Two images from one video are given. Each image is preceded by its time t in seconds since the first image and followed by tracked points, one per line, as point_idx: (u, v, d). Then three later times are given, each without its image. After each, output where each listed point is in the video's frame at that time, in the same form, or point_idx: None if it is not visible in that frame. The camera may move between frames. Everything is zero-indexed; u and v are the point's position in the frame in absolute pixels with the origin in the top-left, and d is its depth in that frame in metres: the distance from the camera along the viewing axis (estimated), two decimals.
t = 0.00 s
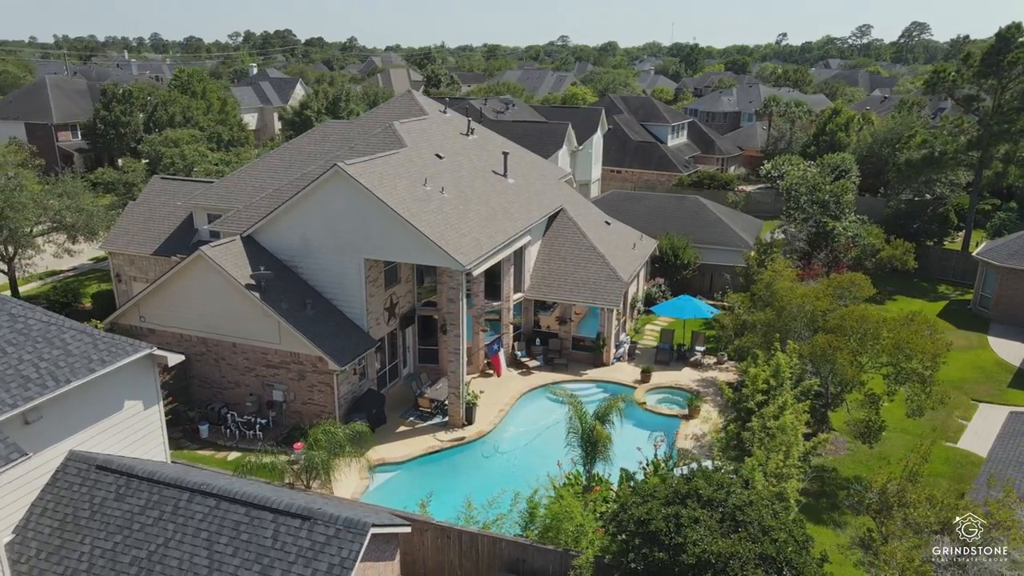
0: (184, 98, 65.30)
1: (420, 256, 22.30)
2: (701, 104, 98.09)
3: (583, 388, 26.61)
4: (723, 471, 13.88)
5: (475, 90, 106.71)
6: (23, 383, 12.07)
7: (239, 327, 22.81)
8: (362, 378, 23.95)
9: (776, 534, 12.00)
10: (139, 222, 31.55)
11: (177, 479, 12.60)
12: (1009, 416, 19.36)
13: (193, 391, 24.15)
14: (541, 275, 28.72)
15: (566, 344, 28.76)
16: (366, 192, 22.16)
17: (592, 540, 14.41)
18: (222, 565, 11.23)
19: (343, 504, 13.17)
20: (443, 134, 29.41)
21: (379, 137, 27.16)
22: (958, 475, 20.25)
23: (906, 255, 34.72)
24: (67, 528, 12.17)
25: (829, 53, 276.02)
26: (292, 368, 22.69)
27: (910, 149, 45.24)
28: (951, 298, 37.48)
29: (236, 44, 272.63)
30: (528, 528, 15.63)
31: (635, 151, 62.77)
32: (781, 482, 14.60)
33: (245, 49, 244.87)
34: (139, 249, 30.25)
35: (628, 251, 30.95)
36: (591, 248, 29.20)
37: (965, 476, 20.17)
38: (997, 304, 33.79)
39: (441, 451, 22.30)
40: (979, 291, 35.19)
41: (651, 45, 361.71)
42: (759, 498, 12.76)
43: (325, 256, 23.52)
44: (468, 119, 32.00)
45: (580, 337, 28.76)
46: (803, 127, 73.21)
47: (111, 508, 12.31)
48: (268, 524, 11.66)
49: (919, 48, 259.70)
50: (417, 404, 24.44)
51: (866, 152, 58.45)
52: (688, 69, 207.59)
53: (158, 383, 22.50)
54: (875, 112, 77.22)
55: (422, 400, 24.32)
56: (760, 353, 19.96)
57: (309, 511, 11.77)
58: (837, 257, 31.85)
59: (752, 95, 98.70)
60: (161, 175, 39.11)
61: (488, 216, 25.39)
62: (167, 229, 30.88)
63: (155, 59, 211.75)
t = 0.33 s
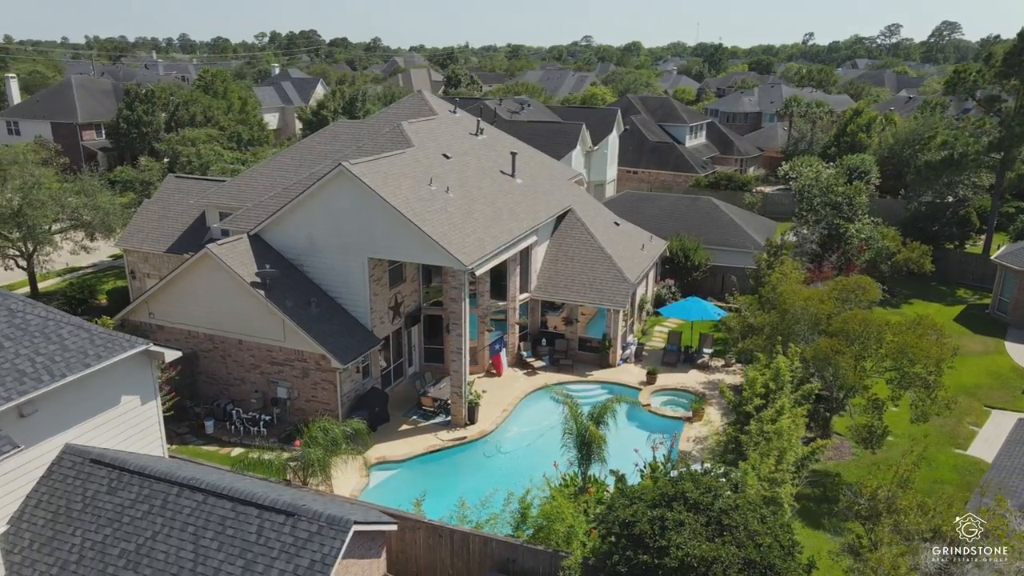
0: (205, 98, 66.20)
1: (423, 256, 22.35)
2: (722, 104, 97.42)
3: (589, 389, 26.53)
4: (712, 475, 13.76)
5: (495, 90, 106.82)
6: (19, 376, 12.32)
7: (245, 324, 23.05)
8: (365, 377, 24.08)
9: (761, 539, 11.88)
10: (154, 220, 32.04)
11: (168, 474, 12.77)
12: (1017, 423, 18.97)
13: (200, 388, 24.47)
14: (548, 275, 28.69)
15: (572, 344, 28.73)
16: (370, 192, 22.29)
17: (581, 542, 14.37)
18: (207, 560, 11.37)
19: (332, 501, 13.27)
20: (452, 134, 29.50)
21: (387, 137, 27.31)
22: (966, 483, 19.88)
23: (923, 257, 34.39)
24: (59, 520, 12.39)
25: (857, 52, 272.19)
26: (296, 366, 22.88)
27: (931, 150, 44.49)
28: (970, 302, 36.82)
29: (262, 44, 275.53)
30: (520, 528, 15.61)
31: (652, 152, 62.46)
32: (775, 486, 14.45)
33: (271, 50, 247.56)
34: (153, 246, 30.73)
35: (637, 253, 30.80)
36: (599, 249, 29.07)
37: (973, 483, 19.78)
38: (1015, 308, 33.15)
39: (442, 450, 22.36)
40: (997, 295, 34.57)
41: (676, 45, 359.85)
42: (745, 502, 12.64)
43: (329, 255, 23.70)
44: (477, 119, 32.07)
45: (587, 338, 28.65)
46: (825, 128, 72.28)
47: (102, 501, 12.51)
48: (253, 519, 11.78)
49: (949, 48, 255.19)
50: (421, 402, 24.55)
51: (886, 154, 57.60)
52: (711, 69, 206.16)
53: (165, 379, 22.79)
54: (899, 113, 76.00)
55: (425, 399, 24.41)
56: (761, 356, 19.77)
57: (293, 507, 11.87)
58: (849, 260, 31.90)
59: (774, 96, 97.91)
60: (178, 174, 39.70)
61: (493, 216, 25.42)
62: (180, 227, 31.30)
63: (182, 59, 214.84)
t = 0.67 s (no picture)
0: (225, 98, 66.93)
1: (425, 256, 22.34)
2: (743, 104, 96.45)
3: (594, 390, 26.36)
4: (702, 480, 13.56)
5: (515, 90, 106.80)
6: (11, 372, 12.50)
7: (249, 322, 23.22)
8: (368, 376, 24.14)
9: (747, 546, 11.71)
10: (167, 218, 32.44)
11: (157, 470, 12.87)
12: None
13: (206, 385, 24.69)
14: (555, 276, 28.55)
15: (578, 346, 28.54)
16: (372, 192, 22.32)
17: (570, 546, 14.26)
18: (190, 556, 11.44)
19: (319, 500, 13.29)
20: (460, 133, 29.47)
21: (394, 137, 27.35)
22: (975, 491, 19.42)
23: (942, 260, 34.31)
24: (50, 514, 12.55)
25: (884, 52, 268.01)
26: (299, 364, 22.99)
27: (952, 151, 43.58)
28: (989, 307, 36.03)
29: (287, 45, 278.04)
30: (511, 529, 15.53)
31: (669, 152, 61.99)
32: (769, 492, 14.27)
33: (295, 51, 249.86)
34: (165, 244, 31.10)
35: (646, 254, 30.51)
36: (606, 250, 28.88)
37: (982, 492, 19.32)
38: None
39: (443, 450, 22.35)
40: (1017, 300, 33.79)
41: (700, 45, 357.23)
42: (733, 508, 12.45)
43: (334, 254, 23.80)
44: (487, 118, 32.01)
45: (593, 339, 28.46)
46: (846, 129, 71.24)
47: (92, 496, 12.65)
48: (237, 517, 11.84)
49: (980, 47, 250.22)
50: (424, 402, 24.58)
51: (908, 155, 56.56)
52: (735, 68, 204.31)
53: (170, 375, 23.02)
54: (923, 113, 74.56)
55: (427, 399, 24.42)
56: (764, 360, 19.50)
57: (277, 506, 11.90)
58: (862, 263, 31.30)
59: (796, 96, 96.72)
60: (193, 173, 40.16)
61: (498, 216, 25.33)
62: (192, 226, 31.62)
63: (209, 59, 217.55)
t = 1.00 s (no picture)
0: (245, 98, 67.60)
1: (428, 257, 22.28)
2: (765, 105, 95.47)
3: (598, 394, 26.15)
4: (691, 488, 13.34)
5: (534, 91, 106.56)
6: (3, 369, 12.64)
7: (253, 322, 23.34)
8: (370, 376, 24.17)
9: (732, 557, 11.52)
10: (179, 218, 32.79)
11: (144, 469, 12.94)
12: None
13: (211, 383, 24.85)
14: (562, 278, 28.38)
15: (584, 349, 28.40)
16: (375, 193, 22.33)
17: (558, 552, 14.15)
18: (171, 557, 11.48)
19: (305, 501, 13.29)
20: (468, 134, 29.45)
21: (401, 137, 27.38)
22: (984, 503, 18.99)
23: (960, 265, 33.73)
24: (39, 511, 12.66)
25: (913, 52, 263.68)
26: (302, 364, 23.05)
27: (974, 153, 42.71)
28: (1010, 313, 35.22)
29: (311, 45, 280.38)
30: (502, 534, 15.40)
31: (686, 154, 61.49)
32: (762, 500, 14.02)
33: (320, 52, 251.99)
34: (177, 242, 31.43)
35: (654, 256, 30.23)
36: (614, 252, 28.63)
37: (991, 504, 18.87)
38: None
39: (443, 452, 22.29)
40: None
41: (725, 45, 354.55)
42: (720, 519, 12.24)
43: (338, 254, 23.86)
44: (496, 119, 31.96)
45: (599, 342, 28.26)
46: (869, 130, 70.14)
47: (80, 494, 12.74)
48: (219, 518, 11.86)
49: (1012, 47, 245.29)
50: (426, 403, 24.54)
51: (931, 157, 55.53)
52: (760, 69, 202.27)
53: (175, 373, 23.20)
54: (949, 115, 73.14)
55: (429, 400, 24.38)
56: (766, 366, 19.18)
57: (259, 507, 11.91)
58: (875, 267, 30.50)
59: (819, 97, 95.63)
60: (209, 172, 40.59)
61: (503, 218, 25.23)
62: (203, 225, 31.90)
63: (234, 60, 219.97)
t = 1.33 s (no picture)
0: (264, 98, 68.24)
1: (429, 258, 22.23)
2: (787, 106, 94.34)
3: (603, 397, 25.94)
4: (678, 496, 13.12)
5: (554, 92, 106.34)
6: None
7: (257, 322, 23.47)
8: (372, 377, 24.19)
9: (716, 569, 11.30)
10: (191, 217, 33.11)
11: (132, 469, 13.03)
12: None
13: (217, 382, 25.04)
14: (568, 280, 28.20)
15: (590, 352, 28.18)
16: (377, 194, 22.34)
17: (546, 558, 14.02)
18: (153, 556, 11.52)
19: (291, 503, 13.31)
20: (476, 135, 29.39)
21: (407, 138, 27.41)
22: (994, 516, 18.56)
23: (980, 270, 32.95)
24: (28, 508, 12.78)
25: (943, 52, 259.05)
26: (304, 364, 23.13)
27: (997, 156, 41.76)
28: None
29: (335, 46, 282.58)
30: (491, 539, 15.27)
31: (704, 155, 60.94)
32: (754, 509, 13.77)
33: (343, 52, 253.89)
34: (188, 242, 31.75)
35: (663, 259, 29.94)
36: (621, 254, 28.38)
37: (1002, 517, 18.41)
38: None
39: (444, 454, 22.23)
40: None
41: (751, 45, 351.24)
42: (706, 530, 12.01)
43: (341, 254, 23.92)
44: (505, 120, 31.88)
45: (605, 345, 28.04)
46: (892, 132, 68.97)
47: (68, 492, 12.85)
48: (201, 518, 11.90)
49: None
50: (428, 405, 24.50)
51: (955, 159, 54.41)
52: (785, 69, 200.13)
53: (179, 372, 23.41)
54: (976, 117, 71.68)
55: (430, 402, 24.34)
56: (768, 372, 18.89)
57: (240, 508, 11.93)
58: (890, 271, 30.11)
59: (843, 97, 94.29)
60: (223, 172, 40.98)
61: (507, 219, 25.12)
62: (214, 225, 32.18)
63: (259, 61, 222.27)
